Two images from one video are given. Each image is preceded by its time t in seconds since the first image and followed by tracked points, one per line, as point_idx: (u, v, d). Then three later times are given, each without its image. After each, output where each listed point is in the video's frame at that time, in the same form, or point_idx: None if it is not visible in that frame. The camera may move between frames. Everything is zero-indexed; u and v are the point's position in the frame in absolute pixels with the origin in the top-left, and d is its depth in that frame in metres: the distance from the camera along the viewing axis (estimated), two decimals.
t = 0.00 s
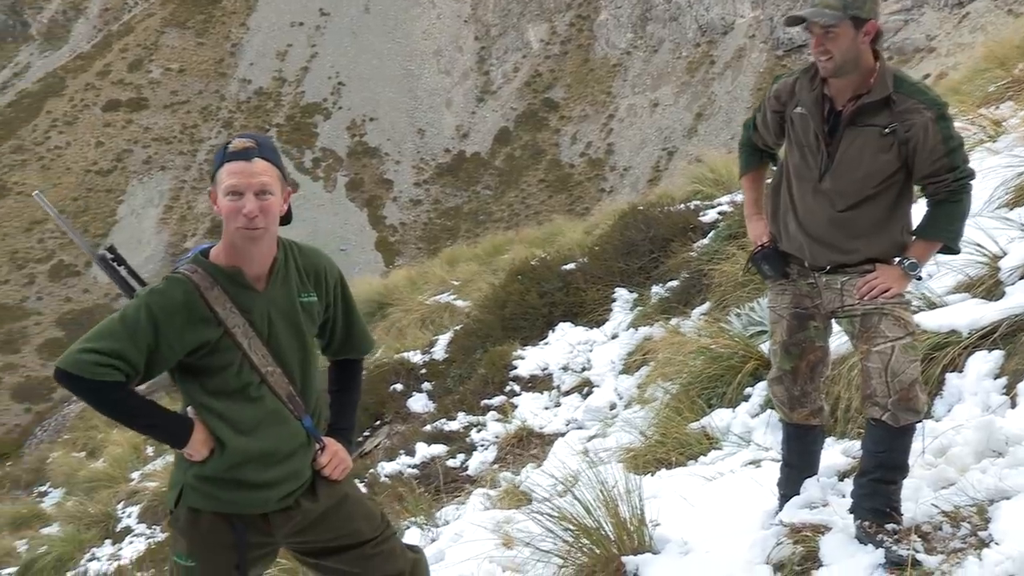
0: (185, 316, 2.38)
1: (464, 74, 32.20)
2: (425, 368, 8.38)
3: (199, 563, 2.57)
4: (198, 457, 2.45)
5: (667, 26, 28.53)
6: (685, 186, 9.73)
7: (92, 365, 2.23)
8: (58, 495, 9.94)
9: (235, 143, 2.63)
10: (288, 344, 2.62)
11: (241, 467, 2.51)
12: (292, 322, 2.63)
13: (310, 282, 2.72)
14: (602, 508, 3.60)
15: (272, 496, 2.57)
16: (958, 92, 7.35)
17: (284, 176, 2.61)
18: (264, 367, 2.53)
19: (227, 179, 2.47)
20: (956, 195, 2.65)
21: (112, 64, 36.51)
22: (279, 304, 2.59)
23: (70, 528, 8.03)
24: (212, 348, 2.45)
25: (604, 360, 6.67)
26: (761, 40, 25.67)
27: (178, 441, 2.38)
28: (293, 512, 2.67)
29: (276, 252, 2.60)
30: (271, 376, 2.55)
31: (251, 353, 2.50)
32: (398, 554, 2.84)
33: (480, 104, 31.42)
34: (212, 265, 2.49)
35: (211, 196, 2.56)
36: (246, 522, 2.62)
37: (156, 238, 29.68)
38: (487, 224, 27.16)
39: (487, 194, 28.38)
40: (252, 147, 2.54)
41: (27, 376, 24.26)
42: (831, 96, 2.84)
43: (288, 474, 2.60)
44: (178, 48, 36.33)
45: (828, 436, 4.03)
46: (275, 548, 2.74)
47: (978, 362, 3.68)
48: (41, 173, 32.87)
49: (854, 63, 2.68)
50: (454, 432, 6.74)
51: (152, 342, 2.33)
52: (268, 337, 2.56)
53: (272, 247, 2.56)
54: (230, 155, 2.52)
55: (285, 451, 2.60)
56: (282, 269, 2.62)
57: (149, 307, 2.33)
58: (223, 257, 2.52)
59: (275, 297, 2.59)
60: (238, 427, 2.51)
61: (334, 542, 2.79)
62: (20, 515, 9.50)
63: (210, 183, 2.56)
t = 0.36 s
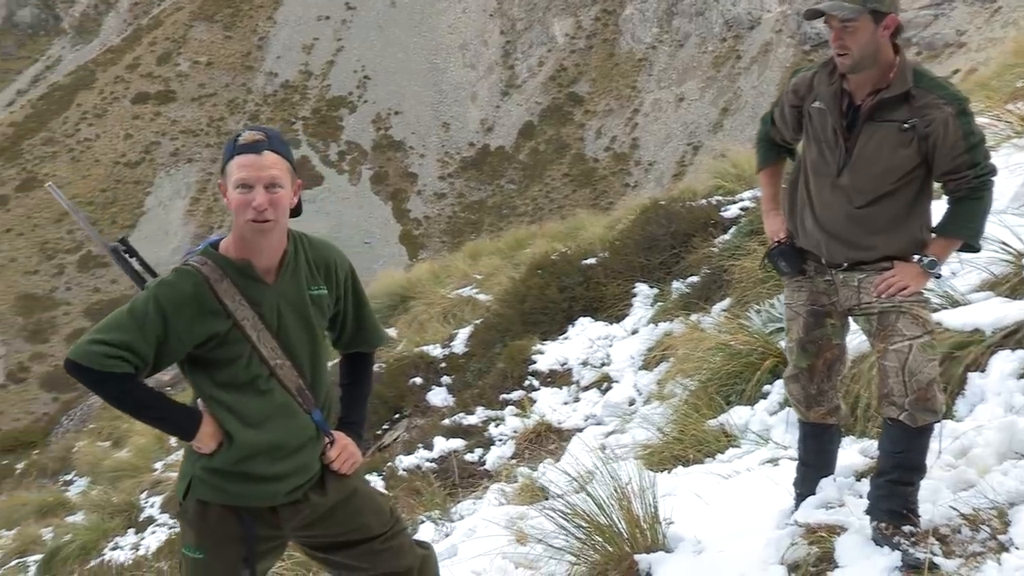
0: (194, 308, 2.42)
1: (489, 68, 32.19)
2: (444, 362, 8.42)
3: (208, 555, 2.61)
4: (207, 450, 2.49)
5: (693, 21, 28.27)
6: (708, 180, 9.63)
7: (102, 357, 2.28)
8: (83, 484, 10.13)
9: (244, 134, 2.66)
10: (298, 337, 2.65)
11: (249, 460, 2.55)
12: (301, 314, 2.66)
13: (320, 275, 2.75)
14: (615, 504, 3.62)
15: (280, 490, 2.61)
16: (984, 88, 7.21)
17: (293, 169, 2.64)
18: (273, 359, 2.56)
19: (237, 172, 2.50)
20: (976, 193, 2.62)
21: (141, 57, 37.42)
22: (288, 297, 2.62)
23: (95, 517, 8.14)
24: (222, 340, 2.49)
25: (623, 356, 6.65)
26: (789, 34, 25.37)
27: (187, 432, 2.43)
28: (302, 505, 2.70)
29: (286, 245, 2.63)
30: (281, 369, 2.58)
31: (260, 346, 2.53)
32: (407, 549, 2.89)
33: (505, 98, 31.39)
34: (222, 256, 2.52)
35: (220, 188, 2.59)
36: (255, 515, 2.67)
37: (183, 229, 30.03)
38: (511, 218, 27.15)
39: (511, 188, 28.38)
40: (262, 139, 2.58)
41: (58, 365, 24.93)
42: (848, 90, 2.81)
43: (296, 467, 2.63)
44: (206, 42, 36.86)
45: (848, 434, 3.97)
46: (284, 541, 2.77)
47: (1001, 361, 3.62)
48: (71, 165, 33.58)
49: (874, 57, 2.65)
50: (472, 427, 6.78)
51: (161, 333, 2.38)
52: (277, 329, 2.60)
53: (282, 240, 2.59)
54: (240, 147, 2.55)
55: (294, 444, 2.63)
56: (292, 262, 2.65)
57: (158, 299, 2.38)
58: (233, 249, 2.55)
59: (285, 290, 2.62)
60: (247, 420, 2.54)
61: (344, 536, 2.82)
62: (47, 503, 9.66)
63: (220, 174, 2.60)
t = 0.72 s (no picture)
0: (218, 292, 2.48)
1: (534, 56, 32.04)
2: (481, 349, 8.44)
3: (232, 537, 2.70)
4: (230, 434, 2.56)
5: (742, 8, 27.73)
6: (750, 170, 9.47)
7: (127, 339, 2.37)
8: (128, 462, 10.41)
9: (271, 118, 2.70)
10: (321, 323, 2.70)
11: (271, 445, 2.61)
12: (325, 301, 2.70)
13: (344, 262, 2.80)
14: (643, 496, 3.62)
15: (302, 475, 2.67)
16: None
17: (318, 153, 2.68)
18: (296, 345, 2.62)
19: (263, 157, 2.55)
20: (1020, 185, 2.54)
21: (189, 43, 38.74)
22: (313, 282, 2.66)
23: (140, 494, 8.31)
24: (245, 325, 2.55)
25: (660, 346, 6.60)
26: (841, 22, 24.72)
27: (209, 415, 2.51)
28: (324, 490, 2.75)
29: (311, 230, 2.67)
30: (304, 354, 2.64)
31: (284, 331, 2.59)
32: (429, 536, 2.96)
33: (549, 86, 31.22)
34: (247, 240, 2.58)
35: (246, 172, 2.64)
36: (278, 499, 2.74)
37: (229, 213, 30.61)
38: (553, 206, 27.08)
39: (553, 176, 28.26)
40: (287, 124, 2.62)
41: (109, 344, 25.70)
42: (889, 79, 2.74)
43: (319, 453, 2.69)
44: (253, 28, 37.72)
45: (885, 429, 3.89)
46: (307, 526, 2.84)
47: None
48: (120, 149, 34.91)
49: (917, 43, 2.57)
50: (506, 415, 6.82)
51: (186, 316, 2.45)
52: (301, 314, 2.64)
53: (307, 225, 2.63)
54: (266, 132, 2.60)
55: (317, 430, 2.68)
56: (317, 248, 2.69)
57: (183, 283, 2.45)
58: (258, 234, 2.61)
59: (310, 275, 2.66)
60: (270, 405, 2.61)
61: (366, 522, 2.88)
62: (95, 480, 9.88)
63: (247, 158, 2.65)
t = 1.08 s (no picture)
0: (255, 258, 2.60)
1: (591, 25, 31.55)
2: (531, 320, 8.48)
3: (270, 502, 2.87)
4: (267, 399, 2.70)
5: None
6: (809, 141, 9.21)
7: (167, 301, 2.51)
8: (183, 427, 10.74)
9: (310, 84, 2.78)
10: (360, 290, 2.79)
11: (308, 411, 2.74)
12: (365, 268, 2.79)
13: (386, 228, 2.87)
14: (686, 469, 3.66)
15: (340, 441, 2.78)
16: None
17: (355, 117, 2.75)
18: (334, 312, 2.72)
19: (301, 122, 2.64)
20: None
21: (247, 12, 39.63)
22: (352, 249, 2.75)
23: (196, 457, 8.49)
24: (285, 290, 2.66)
25: (711, 318, 6.55)
26: None
27: (246, 378, 2.65)
28: (361, 457, 2.87)
29: (349, 196, 2.75)
30: (343, 321, 2.74)
31: (322, 298, 2.69)
32: (466, 507, 3.03)
33: (606, 56, 30.71)
34: (286, 207, 2.68)
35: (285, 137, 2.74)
36: (315, 466, 2.88)
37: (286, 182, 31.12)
38: (608, 177, 26.79)
39: (610, 147, 27.91)
40: (324, 90, 2.69)
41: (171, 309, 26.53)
42: (948, 46, 2.67)
43: (356, 420, 2.80)
44: None
45: (936, 405, 3.82)
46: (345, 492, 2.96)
47: None
48: (180, 116, 35.89)
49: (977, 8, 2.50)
50: (554, 384, 6.89)
51: (224, 282, 2.58)
52: (340, 281, 2.74)
53: (345, 191, 2.70)
54: (305, 97, 2.68)
55: (355, 397, 2.79)
56: (356, 215, 2.77)
57: (222, 249, 2.58)
58: (298, 200, 2.71)
59: (349, 243, 2.75)
60: (307, 371, 2.73)
61: (402, 491, 2.97)
62: (152, 443, 10.20)
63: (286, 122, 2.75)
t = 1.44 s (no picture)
0: (293, 217, 2.68)
1: None
2: (580, 288, 8.50)
3: (303, 461, 2.95)
4: (301, 358, 2.78)
5: None
6: (864, 109, 8.96)
7: (206, 256, 2.60)
8: (239, 388, 11.14)
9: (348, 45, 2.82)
10: (398, 255, 2.84)
11: (343, 372, 2.81)
12: (403, 232, 2.85)
13: (427, 194, 2.93)
14: (730, 440, 3.67)
15: (374, 405, 2.86)
16: None
17: (382, 81, 2.75)
18: (372, 275, 2.78)
19: (336, 82, 2.69)
20: None
21: None
22: (390, 214, 2.81)
23: (250, 419, 8.77)
24: (323, 251, 2.73)
25: (762, 288, 6.47)
26: None
27: (281, 335, 2.74)
28: (393, 423, 2.95)
29: (389, 159, 2.81)
30: (380, 286, 2.81)
31: (359, 261, 2.76)
32: (498, 481, 3.12)
33: (662, 22, 30.05)
34: (327, 168, 2.75)
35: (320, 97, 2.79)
36: (347, 427, 2.94)
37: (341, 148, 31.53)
38: (664, 144, 26.35)
39: (665, 114, 27.39)
40: (361, 51, 2.73)
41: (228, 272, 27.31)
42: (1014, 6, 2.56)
43: (391, 384, 2.88)
44: None
45: (992, 379, 3.71)
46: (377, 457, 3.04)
47: None
48: (239, 81, 36.60)
49: None
50: (602, 352, 6.92)
51: (262, 240, 2.66)
52: (378, 245, 2.80)
53: (381, 152, 2.75)
54: (342, 57, 2.73)
55: (390, 361, 2.86)
56: (395, 178, 2.83)
57: (262, 207, 2.66)
58: (336, 160, 2.77)
59: (387, 206, 2.81)
60: (343, 333, 2.80)
61: (434, 459, 3.06)
62: (208, 403, 10.62)
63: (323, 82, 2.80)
